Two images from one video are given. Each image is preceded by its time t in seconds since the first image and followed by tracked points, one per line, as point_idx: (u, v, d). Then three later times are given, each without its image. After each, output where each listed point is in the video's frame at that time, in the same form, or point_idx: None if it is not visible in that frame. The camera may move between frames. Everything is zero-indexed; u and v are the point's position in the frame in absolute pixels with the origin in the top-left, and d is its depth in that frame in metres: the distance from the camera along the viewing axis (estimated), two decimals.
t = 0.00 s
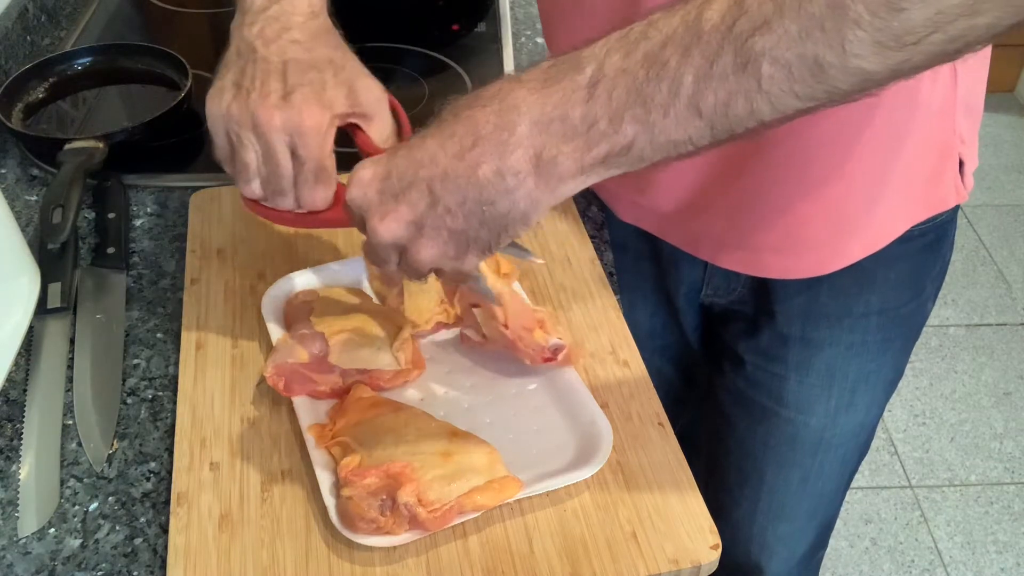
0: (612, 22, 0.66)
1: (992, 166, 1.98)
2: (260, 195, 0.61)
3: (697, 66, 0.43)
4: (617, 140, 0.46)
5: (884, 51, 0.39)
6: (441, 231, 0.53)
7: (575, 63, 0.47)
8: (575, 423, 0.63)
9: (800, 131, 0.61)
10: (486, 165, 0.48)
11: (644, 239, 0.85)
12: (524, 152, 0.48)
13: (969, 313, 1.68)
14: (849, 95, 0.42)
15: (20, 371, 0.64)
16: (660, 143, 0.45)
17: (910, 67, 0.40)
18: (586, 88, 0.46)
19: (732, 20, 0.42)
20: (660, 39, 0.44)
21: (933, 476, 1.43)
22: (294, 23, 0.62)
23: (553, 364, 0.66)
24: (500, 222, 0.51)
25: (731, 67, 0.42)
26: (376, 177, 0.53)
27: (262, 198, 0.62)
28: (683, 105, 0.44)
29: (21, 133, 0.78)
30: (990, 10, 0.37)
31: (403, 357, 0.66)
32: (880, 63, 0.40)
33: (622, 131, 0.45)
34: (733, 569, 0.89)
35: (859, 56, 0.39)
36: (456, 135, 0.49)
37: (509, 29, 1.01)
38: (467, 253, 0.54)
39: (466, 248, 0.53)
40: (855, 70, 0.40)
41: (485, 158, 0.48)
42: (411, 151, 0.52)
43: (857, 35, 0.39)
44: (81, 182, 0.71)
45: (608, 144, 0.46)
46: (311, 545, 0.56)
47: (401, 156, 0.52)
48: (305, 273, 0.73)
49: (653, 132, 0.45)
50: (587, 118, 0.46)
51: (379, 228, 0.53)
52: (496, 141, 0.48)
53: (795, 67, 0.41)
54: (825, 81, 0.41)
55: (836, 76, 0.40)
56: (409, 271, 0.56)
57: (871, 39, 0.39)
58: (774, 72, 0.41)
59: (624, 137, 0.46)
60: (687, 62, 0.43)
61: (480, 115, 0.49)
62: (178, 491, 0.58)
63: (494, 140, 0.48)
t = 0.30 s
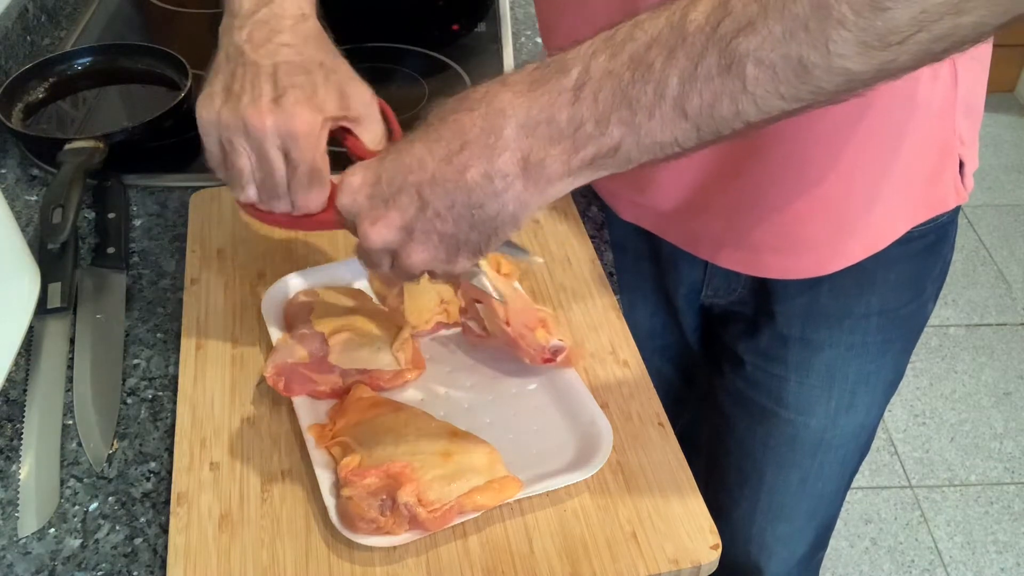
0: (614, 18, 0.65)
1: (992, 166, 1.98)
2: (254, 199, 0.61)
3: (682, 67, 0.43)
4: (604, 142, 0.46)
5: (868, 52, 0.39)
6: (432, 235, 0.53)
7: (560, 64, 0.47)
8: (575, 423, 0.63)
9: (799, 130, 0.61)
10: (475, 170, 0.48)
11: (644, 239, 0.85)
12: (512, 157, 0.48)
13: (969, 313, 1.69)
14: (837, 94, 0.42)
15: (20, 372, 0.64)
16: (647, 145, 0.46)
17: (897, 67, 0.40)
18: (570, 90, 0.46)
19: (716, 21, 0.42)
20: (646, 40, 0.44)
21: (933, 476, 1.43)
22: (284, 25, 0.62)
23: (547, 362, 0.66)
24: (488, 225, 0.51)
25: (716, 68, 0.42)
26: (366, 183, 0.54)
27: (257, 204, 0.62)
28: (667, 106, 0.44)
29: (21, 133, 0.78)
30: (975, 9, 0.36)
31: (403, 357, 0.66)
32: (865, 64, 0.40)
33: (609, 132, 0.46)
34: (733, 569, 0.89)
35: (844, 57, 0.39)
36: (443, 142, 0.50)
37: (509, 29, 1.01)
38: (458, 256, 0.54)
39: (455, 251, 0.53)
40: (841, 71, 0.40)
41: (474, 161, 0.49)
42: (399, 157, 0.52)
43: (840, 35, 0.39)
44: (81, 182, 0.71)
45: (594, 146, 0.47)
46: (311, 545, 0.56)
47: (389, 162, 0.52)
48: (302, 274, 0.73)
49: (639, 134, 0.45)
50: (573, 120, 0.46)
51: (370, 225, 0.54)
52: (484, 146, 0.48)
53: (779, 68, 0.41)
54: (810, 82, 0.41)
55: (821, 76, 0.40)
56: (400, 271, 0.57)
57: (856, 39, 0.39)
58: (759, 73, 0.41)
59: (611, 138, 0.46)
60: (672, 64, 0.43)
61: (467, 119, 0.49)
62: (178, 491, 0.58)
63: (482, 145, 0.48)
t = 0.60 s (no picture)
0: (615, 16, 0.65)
1: (992, 166, 1.98)
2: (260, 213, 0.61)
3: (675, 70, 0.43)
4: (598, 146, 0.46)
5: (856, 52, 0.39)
6: (432, 239, 0.53)
7: (555, 69, 0.47)
8: (575, 423, 0.63)
9: (798, 131, 0.61)
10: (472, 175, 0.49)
11: (644, 240, 0.85)
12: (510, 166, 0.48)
13: (968, 313, 1.69)
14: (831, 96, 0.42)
15: (20, 371, 0.64)
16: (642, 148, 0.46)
17: (890, 67, 0.40)
18: (566, 94, 0.46)
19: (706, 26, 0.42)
20: (639, 43, 0.44)
21: (933, 476, 1.43)
22: (282, 36, 0.62)
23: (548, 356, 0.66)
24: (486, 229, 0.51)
25: (709, 70, 0.42)
26: (365, 189, 0.53)
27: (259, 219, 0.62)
28: (662, 110, 0.44)
29: (21, 133, 0.78)
30: (968, 8, 0.37)
31: (403, 357, 0.65)
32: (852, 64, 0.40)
33: (604, 137, 0.46)
34: (732, 569, 0.89)
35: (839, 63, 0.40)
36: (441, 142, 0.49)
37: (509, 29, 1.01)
38: (459, 259, 0.54)
39: (454, 254, 0.54)
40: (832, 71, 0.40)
41: (471, 167, 0.49)
42: (395, 163, 0.51)
43: (835, 36, 0.39)
44: (81, 182, 0.71)
45: (589, 150, 0.47)
46: (311, 545, 0.56)
47: (386, 168, 0.52)
48: (303, 273, 0.73)
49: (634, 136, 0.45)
50: (569, 125, 0.46)
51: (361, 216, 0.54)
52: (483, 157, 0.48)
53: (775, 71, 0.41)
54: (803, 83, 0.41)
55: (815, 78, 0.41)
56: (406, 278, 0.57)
57: (848, 40, 0.39)
58: (752, 76, 0.41)
59: (605, 143, 0.46)
60: (665, 67, 0.43)
61: (463, 125, 0.49)
62: (178, 491, 0.58)
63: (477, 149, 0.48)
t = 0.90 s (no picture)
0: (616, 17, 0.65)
1: (992, 166, 1.98)
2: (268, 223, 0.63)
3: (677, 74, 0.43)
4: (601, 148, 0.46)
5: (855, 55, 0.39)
6: (435, 241, 0.53)
7: (557, 71, 0.47)
8: (575, 423, 0.63)
9: (798, 132, 0.61)
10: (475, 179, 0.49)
11: (643, 240, 0.85)
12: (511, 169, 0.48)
13: (968, 313, 1.69)
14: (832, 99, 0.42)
15: (20, 371, 0.64)
16: (642, 149, 0.46)
17: (891, 71, 0.40)
18: (569, 97, 0.46)
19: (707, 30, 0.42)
20: (642, 46, 0.44)
21: (933, 476, 1.43)
22: (285, 42, 0.62)
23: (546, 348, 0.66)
24: (490, 231, 0.52)
25: (710, 74, 0.42)
26: (366, 192, 0.52)
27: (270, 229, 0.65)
28: (663, 114, 0.44)
29: (21, 133, 0.78)
30: (969, 14, 0.37)
31: (403, 357, 0.65)
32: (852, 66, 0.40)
33: (606, 139, 0.46)
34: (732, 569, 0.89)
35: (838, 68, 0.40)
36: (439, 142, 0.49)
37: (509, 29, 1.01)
38: (460, 261, 0.54)
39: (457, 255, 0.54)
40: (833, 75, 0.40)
41: (474, 170, 0.49)
42: (396, 164, 0.51)
43: (838, 41, 0.39)
44: (81, 182, 0.71)
45: (590, 152, 0.47)
46: (311, 545, 0.56)
47: (388, 170, 0.51)
48: (303, 272, 0.73)
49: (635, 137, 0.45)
50: (571, 128, 0.46)
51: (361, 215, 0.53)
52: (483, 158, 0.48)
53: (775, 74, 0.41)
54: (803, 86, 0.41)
55: (817, 81, 0.41)
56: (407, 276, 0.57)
57: (849, 45, 0.39)
58: (754, 80, 0.41)
59: (608, 144, 0.46)
60: (667, 70, 0.43)
61: (464, 128, 0.49)
62: (178, 491, 0.58)
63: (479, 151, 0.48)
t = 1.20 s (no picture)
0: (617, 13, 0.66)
1: (992, 166, 1.98)
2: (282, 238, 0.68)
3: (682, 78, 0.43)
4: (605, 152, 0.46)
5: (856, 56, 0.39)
6: (434, 245, 0.52)
7: (559, 73, 0.47)
8: (576, 423, 0.63)
9: (797, 134, 0.61)
10: (473, 183, 0.48)
11: (643, 240, 0.85)
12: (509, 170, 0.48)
13: (968, 313, 1.69)
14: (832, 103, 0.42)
15: (20, 371, 0.64)
16: (645, 152, 0.46)
17: (895, 75, 0.40)
18: (570, 100, 0.46)
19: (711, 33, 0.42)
20: (645, 48, 0.44)
21: (933, 476, 1.44)
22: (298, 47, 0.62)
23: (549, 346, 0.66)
24: (489, 233, 0.51)
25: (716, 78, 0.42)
26: (362, 196, 0.51)
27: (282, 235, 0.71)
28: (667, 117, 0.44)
29: (21, 133, 0.78)
30: (975, 19, 0.37)
31: (403, 358, 0.66)
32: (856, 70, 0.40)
33: (608, 141, 0.46)
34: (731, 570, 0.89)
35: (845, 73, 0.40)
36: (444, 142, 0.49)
37: (509, 29, 1.01)
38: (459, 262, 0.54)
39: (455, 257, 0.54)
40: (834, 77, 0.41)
41: (474, 173, 0.48)
42: (393, 167, 0.50)
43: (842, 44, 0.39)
44: (81, 182, 0.71)
45: (593, 155, 0.47)
46: (311, 546, 0.56)
47: (384, 173, 0.50)
48: (304, 273, 0.73)
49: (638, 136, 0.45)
50: (573, 131, 0.46)
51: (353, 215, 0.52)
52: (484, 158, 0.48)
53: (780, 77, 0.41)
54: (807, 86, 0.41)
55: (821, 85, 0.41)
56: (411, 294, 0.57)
57: (855, 49, 0.39)
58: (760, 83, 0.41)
59: (610, 146, 0.46)
60: (672, 74, 0.43)
61: (463, 130, 0.48)
62: (178, 491, 0.58)
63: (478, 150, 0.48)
